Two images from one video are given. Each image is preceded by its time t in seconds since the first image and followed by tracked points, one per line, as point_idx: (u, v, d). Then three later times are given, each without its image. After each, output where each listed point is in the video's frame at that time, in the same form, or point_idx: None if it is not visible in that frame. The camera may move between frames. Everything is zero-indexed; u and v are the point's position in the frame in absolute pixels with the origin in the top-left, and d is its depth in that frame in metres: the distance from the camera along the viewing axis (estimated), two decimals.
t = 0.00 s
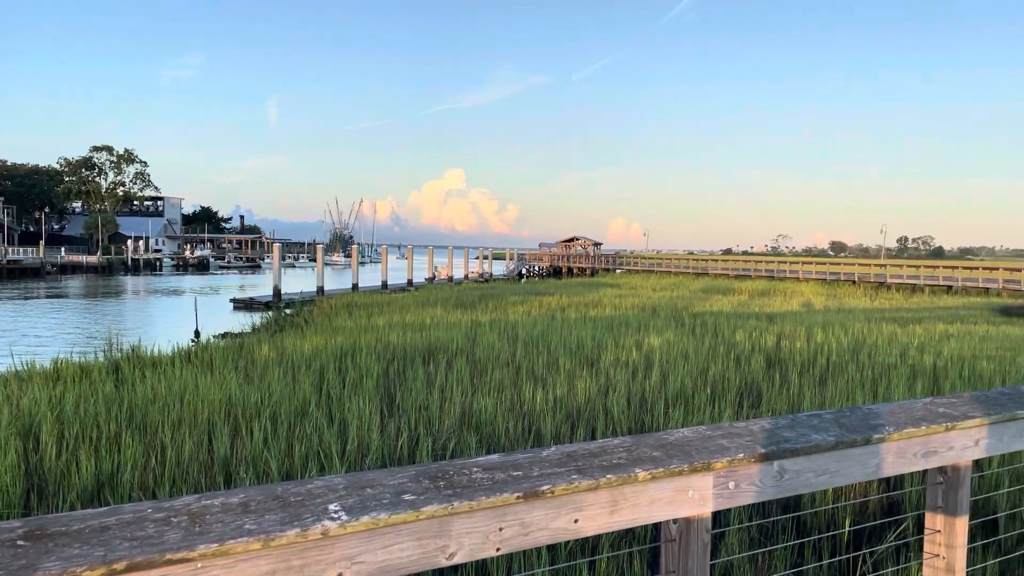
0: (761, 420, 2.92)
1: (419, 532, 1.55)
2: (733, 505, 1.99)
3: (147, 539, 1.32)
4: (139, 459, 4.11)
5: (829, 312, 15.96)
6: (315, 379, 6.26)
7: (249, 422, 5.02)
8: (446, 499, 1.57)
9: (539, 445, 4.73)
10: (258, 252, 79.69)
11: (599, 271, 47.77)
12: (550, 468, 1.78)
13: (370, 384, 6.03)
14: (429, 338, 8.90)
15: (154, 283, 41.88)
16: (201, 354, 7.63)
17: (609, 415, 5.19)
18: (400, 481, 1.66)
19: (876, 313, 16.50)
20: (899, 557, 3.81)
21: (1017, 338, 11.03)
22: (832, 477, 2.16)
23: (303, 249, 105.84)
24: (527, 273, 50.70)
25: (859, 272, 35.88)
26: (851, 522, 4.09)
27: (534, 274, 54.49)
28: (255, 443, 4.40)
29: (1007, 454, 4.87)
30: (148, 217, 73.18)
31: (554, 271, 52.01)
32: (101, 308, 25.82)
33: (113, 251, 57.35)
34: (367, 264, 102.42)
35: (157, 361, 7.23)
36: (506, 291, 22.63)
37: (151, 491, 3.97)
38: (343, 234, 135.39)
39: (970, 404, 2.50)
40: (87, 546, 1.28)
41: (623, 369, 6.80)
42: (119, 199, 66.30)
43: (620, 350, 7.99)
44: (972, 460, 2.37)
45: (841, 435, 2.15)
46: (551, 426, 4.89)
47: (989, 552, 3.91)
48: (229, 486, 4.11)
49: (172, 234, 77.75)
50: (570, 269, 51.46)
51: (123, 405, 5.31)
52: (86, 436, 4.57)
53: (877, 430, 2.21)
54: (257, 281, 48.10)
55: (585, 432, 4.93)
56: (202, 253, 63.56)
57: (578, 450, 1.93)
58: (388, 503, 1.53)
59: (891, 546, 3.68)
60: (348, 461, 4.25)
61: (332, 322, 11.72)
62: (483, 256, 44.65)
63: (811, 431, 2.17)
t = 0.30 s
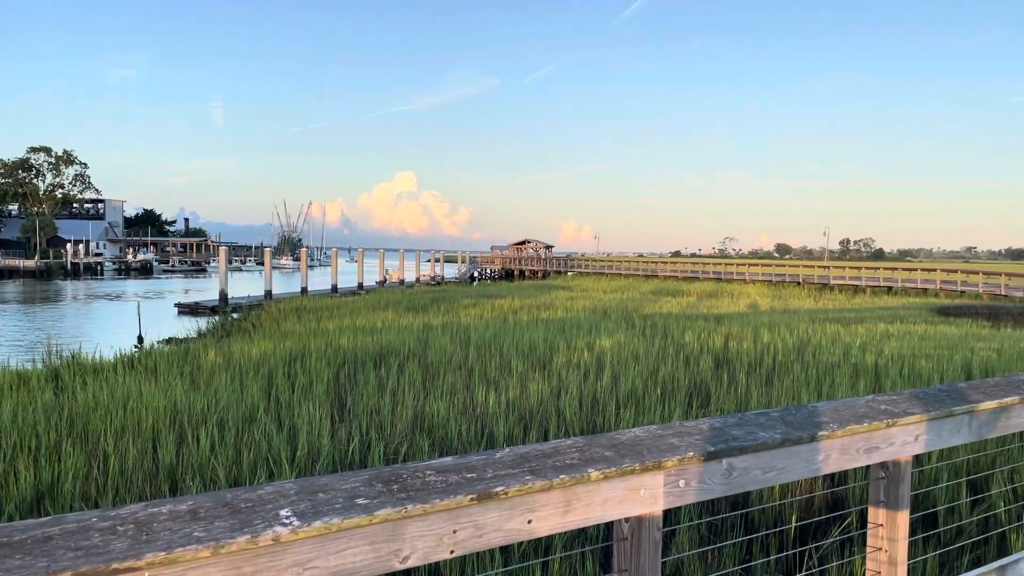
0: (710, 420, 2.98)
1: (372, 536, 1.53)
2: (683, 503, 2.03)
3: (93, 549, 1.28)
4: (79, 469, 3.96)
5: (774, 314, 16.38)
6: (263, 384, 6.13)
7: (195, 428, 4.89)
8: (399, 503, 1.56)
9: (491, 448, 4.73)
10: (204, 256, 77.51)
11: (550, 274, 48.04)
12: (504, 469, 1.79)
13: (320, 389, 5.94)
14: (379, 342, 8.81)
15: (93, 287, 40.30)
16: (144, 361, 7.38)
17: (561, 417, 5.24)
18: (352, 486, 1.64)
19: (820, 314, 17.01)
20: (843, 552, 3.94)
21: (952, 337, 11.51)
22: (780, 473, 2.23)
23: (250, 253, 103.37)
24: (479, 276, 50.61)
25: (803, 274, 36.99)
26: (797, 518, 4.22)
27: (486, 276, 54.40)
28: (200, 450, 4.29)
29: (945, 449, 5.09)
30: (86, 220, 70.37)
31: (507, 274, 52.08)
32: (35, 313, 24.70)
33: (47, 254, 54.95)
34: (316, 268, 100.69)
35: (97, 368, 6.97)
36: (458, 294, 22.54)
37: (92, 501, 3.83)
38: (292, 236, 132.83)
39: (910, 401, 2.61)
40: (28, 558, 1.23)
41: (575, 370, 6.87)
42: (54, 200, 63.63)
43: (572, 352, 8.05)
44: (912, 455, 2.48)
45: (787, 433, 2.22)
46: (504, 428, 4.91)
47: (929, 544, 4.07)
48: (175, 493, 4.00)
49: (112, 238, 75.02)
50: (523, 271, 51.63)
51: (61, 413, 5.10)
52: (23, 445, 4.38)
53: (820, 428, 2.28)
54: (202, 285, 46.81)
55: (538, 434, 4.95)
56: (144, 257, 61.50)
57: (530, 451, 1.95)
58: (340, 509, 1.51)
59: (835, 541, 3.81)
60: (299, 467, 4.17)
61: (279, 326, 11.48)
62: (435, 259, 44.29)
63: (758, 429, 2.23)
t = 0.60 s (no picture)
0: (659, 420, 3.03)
1: (319, 542, 1.52)
2: (630, 501, 2.07)
3: (30, 561, 1.23)
4: (14, 480, 3.80)
5: (722, 315, 16.77)
6: (210, 390, 5.97)
7: (139, 436, 4.73)
8: (347, 508, 1.55)
9: (443, 451, 4.72)
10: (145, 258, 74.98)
11: (502, 277, 48.11)
12: (454, 472, 1.79)
13: (268, 394, 5.82)
14: (328, 346, 8.68)
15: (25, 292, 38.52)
16: (83, 367, 7.12)
17: (512, 420, 5.26)
18: (298, 491, 1.62)
19: (766, 315, 17.44)
20: (789, 548, 4.07)
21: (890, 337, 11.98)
22: (725, 472, 2.29)
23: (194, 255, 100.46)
24: (431, 278, 50.32)
25: (749, 276, 37.96)
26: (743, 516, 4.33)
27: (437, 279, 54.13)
28: (143, 458, 4.16)
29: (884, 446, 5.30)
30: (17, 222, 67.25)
31: (459, 277, 51.90)
32: None
33: None
34: (263, 271, 98.51)
35: (32, 375, 6.67)
36: (409, 297, 22.36)
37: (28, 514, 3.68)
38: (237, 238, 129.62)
39: (850, 399, 2.71)
40: None
41: (526, 373, 6.90)
42: None
43: (524, 355, 8.09)
44: (852, 452, 2.58)
45: (732, 431, 2.28)
46: (455, 432, 4.90)
47: (870, 539, 4.24)
48: (117, 503, 3.87)
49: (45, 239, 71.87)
50: (475, 274, 51.54)
51: None
52: None
53: (763, 427, 2.36)
54: (144, 289, 45.28)
55: (489, 437, 4.96)
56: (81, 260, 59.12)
57: (481, 454, 1.95)
58: (286, 515, 1.49)
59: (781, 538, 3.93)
60: (246, 473, 4.08)
61: (225, 332, 11.18)
62: (386, 261, 43.83)
63: (703, 429, 2.29)
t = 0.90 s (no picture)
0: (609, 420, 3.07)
1: (266, 547, 1.50)
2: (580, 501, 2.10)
3: None
4: None
5: (673, 317, 17.05)
6: (153, 395, 5.80)
7: (77, 443, 4.56)
8: (296, 512, 1.53)
9: (393, 454, 4.68)
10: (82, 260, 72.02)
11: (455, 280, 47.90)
12: (404, 474, 1.79)
13: (214, 399, 5.68)
14: (277, 350, 8.52)
15: None
16: (18, 373, 6.81)
17: (464, 422, 5.25)
18: (245, 497, 1.59)
19: (714, 317, 17.85)
20: (736, 544, 4.18)
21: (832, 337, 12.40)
22: (673, 470, 2.34)
23: (135, 257, 97.02)
24: (382, 281, 49.71)
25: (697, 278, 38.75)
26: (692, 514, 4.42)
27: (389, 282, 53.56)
28: (83, 467, 4.02)
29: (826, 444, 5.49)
30: None
31: (411, 279, 51.44)
32: None
33: None
34: (208, 273, 95.78)
35: None
36: (360, 300, 22.06)
37: None
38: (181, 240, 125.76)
39: (794, 398, 2.79)
40: None
41: (478, 375, 6.90)
42: None
43: (476, 357, 8.08)
44: (796, 449, 2.67)
45: (680, 430, 2.33)
46: (406, 435, 4.87)
47: (813, 535, 4.38)
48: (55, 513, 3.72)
49: None
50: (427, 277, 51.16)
51: None
52: None
53: (709, 426, 2.41)
54: (81, 292, 43.44)
55: (441, 439, 4.95)
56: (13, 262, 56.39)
57: (431, 456, 1.95)
58: (232, 520, 1.46)
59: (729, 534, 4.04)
60: (191, 480, 3.97)
61: (169, 336, 10.83)
62: (337, 264, 43.15)
63: (653, 428, 2.33)
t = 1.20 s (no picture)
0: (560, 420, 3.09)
1: (211, 554, 1.47)
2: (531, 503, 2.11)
3: None
4: None
5: (623, 318, 17.33)
6: (93, 400, 5.59)
7: (12, 451, 4.36)
8: (242, 519, 1.51)
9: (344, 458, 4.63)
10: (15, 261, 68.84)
11: (407, 282, 47.53)
12: (353, 479, 1.78)
13: (158, 404, 5.51)
14: (224, 353, 8.32)
15: None
16: None
17: (416, 425, 5.23)
18: (188, 503, 1.56)
19: (662, 318, 18.19)
20: (684, 542, 4.26)
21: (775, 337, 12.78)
22: (622, 470, 2.38)
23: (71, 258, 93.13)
24: (333, 283, 48.98)
25: (647, 280, 39.38)
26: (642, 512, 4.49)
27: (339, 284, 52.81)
28: (18, 476, 3.85)
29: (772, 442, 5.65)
30: None
31: (362, 282, 50.82)
32: None
33: None
34: (149, 274, 92.73)
35: None
36: (309, 303, 21.69)
37: None
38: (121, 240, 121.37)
39: (740, 398, 2.87)
40: None
41: (430, 378, 6.88)
42: None
43: (428, 360, 8.05)
44: (742, 447, 2.75)
45: (629, 431, 2.37)
46: (357, 439, 4.82)
47: (759, 532, 4.51)
48: None
49: None
50: (379, 279, 50.63)
51: None
52: None
53: (657, 426, 2.46)
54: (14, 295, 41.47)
55: (392, 442, 4.92)
56: None
57: (381, 459, 1.94)
58: (177, 527, 1.43)
59: (677, 532, 4.12)
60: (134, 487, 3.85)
61: (109, 340, 10.46)
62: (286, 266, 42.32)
63: (602, 429, 2.37)
